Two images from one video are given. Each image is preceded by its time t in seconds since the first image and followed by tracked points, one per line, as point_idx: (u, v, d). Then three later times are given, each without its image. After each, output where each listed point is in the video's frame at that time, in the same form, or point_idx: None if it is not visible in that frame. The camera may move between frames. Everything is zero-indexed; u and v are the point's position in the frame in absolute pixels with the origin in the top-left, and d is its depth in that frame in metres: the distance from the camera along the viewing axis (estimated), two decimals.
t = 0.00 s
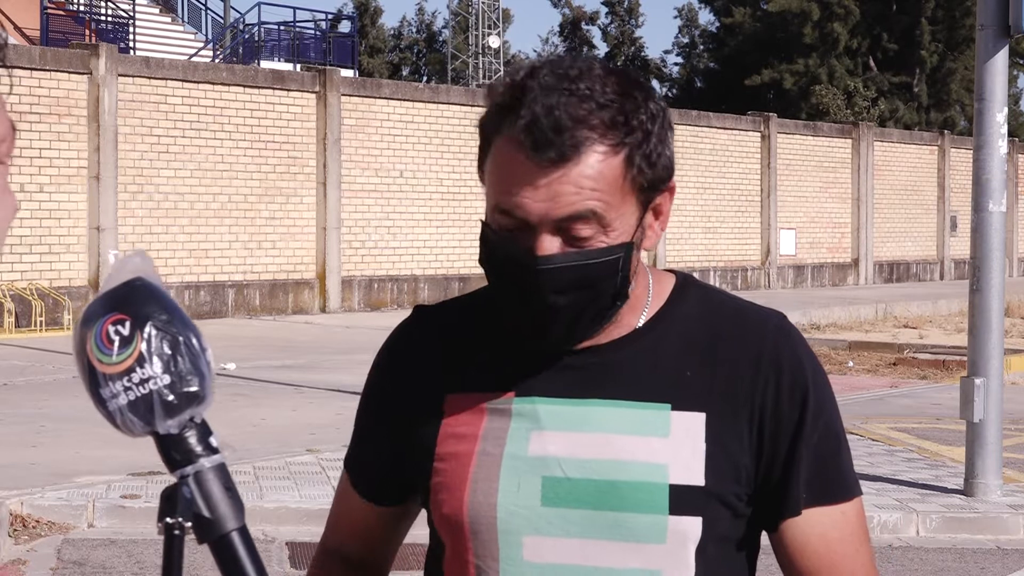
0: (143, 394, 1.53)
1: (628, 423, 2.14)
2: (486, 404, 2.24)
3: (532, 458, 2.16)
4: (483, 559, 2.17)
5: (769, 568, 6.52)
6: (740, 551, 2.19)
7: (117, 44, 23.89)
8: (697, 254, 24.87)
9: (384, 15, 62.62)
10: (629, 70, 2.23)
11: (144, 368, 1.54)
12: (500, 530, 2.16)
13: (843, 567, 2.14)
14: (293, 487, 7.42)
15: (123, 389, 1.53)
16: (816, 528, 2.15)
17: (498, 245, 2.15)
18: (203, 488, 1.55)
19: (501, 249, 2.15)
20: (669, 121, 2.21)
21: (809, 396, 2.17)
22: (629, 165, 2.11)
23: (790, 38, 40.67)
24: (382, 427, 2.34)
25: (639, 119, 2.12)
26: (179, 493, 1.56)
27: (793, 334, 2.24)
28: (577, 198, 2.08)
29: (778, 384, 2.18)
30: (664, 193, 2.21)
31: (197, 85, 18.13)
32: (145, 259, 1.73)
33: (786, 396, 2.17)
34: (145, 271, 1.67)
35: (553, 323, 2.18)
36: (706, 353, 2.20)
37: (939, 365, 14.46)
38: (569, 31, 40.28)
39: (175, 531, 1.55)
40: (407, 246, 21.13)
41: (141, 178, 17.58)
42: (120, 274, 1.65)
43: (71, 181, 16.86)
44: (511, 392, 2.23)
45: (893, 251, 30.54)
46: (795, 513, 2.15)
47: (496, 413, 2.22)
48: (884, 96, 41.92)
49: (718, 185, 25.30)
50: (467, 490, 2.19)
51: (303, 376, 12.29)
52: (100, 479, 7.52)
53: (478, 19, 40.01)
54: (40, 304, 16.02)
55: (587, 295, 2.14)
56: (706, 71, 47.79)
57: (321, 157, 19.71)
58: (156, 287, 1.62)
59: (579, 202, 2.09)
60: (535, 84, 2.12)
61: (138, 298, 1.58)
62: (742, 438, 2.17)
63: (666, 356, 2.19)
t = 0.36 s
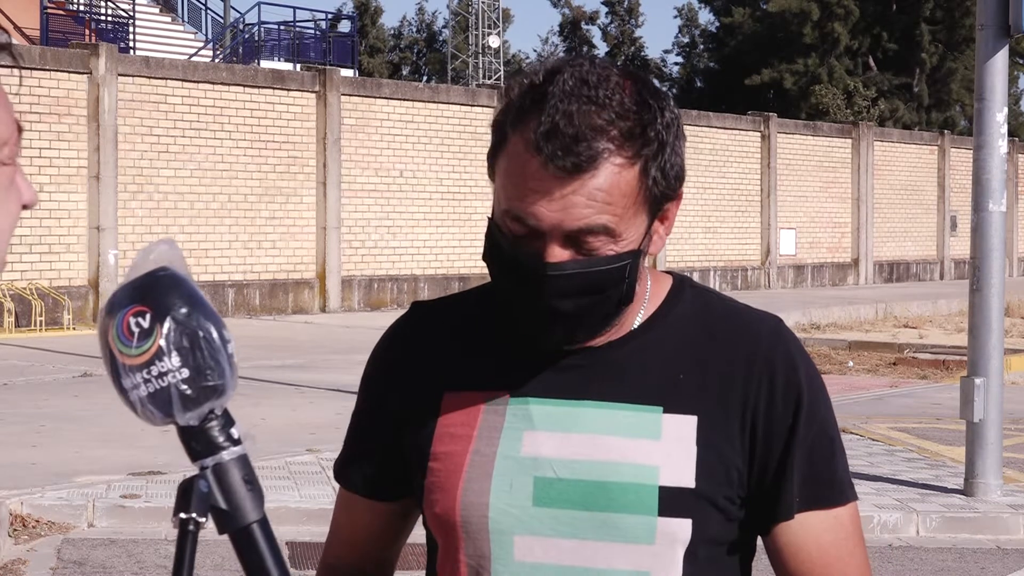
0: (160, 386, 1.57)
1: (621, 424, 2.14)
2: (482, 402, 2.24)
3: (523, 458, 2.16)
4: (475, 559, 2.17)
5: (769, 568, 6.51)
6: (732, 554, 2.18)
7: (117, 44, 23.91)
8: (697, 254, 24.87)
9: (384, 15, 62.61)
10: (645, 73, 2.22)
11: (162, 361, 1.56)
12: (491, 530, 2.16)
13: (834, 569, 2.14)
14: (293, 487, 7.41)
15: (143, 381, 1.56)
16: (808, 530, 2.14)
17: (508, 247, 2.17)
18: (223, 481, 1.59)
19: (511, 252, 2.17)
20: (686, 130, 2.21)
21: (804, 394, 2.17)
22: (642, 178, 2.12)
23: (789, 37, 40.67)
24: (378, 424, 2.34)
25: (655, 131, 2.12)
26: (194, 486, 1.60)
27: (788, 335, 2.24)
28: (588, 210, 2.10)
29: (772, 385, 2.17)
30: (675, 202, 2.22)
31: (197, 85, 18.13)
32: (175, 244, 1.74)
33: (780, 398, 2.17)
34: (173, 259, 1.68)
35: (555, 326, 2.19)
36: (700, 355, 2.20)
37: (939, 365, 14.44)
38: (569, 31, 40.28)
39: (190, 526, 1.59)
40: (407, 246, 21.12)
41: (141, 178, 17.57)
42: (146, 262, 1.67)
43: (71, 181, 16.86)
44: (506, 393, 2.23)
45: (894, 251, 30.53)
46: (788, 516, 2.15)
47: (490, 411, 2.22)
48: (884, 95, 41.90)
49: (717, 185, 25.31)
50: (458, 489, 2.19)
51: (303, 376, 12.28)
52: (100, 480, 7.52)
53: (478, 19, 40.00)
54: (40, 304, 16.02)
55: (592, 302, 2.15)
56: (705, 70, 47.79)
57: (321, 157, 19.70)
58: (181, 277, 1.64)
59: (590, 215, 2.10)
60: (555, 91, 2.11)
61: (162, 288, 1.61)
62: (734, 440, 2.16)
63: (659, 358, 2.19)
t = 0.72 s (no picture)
0: (178, 369, 1.67)
1: (640, 425, 2.19)
2: (498, 403, 2.27)
3: (544, 459, 2.20)
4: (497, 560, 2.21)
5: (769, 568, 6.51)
6: (748, 554, 2.24)
7: (117, 44, 23.93)
8: (697, 253, 24.88)
9: (384, 15, 62.61)
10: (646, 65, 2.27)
11: (179, 345, 1.67)
12: (512, 533, 2.19)
13: (849, 567, 2.20)
14: (293, 487, 7.41)
15: (160, 366, 1.68)
16: (824, 528, 2.20)
17: (508, 235, 2.17)
18: (241, 465, 1.69)
19: (510, 237, 2.17)
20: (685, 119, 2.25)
21: (820, 396, 2.23)
22: (640, 153, 2.14)
23: (790, 37, 40.66)
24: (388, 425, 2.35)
25: (651, 110, 2.16)
26: (213, 472, 1.70)
27: (802, 336, 2.29)
28: (585, 184, 2.10)
29: (789, 387, 2.23)
30: (676, 188, 2.23)
31: (197, 85, 18.13)
32: (197, 227, 1.84)
33: (797, 398, 2.22)
34: (194, 241, 1.79)
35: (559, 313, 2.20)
36: (716, 356, 2.25)
37: (939, 365, 14.44)
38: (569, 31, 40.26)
39: (208, 513, 1.68)
40: (407, 246, 21.13)
41: (141, 178, 17.57)
42: (165, 243, 1.77)
43: (71, 181, 16.86)
44: (523, 393, 2.26)
45: (893, 251, 30.52)
46: (803, 516, 2.21)
47: (508, 412, 2.25)
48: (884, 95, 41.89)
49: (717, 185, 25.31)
50: (477, 491, 2.23)
51: (303, 376, 12.29)
52: (100, 480, 7.53)
53: (478, 19, 39.99)
54: (40, 304, 16.02)
55: (591, 284, 2.15)
56: (705, 70, 47.78)
57: (321, 157, 19.70)
58: (201, 260, 1.74)
59: (587, 186, 2.10)
60: (550, 72, 2.16)
61: (182, 271, 1.71)
62: (751, 442, 2.22)
63: (677, 361, 2.24)
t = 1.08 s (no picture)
0: (173, 369, 1.68)
1: (662, 421, 2.23)
2: (518, 400, 2.33)
3: (565, 455, 2.25)
4: (515, 555, 2.25)
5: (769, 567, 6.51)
6: (764, 552, 2.28)
7: (117, 45, 23.93)
8: (697, 253, 24.89)
9: (384, 16, 62.68)
10: (642, 52, 2.39)
11: (173, 344, 1.68)
12: (532, 529, 2.24)
13: (864, 565, 2.26)
14: (293, 487, 7.41)
15: (154, 365, 1.68)
16: (840, 527, 2.25)
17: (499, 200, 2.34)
18: (238, 466, 1.69)
19: (500, 204, 2.34)
20: (676, 99, 2.35)
21: (838, 397, 2.27)
22: (615, 120, 2.26)
23: (789, 37, 40.65)
24: (404, 420, 2.41)
25: (630, 81, 2.29)
26: (209, 474, 1.69)
27: (821, 337, 2.34)
28: (556, 144, 2.24)
29: (807, 387, 2.28)
30: (661, 163, 2.33)
31: (197, 85, 18.13)
32: (189, 230, 1.86)
33: (816, 396, 2.27)
34: (184, 241, 1.80)
35: (541, 281, 2.35)
36: (735, 355, 2.31)
37: (939, 365, 14.44)
38: (569, 30, 40.23)
39: (206, 512, 1.68)
40: (406, 246, 21.13)
41: (141, 178, 17.56)
42: (156, 243, 1.79)
43: (71, 181, 16.86)
44: (543, 390, 2.32)
45: (893, 251, 30.52)
46: (819, 514, 2.25)
47: (527, 408, 2.31)
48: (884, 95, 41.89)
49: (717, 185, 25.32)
50: (496, 489, 2.27)
51: (303, 376, 12.29)
52: (100, 480, 7.52)
53: (478, 19, 39.98)
54: (39, 304, 16.01)
55: (564, 244, 2.29)
56: (705, 70, 47.77)
57: (321, 157, 19.71)
58: (192, 259, 1.76)
59: (558, 148, 2.24)
60: (537, 48, 2.33)
61: (174, 269, 1.74)
62: (770, 442, 2.26)
63: (695, 359, 2.29)
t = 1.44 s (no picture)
0: (153, 357, 1.66)
1: (665, 423, 2.24)
2: (520, 399, 2.34)
3: (567, 455, 2.25)
4: (516, 555, 2.25)
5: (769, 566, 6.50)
6: (767, 555, 2.28)
7: (117, 44, 23.91)
8: (697, 253, 24.89)
9: (384, 16, 62.71)
10: (637, 49, 2.42)
11: (153, 332, 1.66)
12: (533, 529, 2.24)
13: (867, 567, 2.26)
14: (293, 487, 7.41)
15: (133, 354, 1.66)
16: (843, 530, 2.26)
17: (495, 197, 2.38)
18: (223, 453, 1.68)
19: (496, 201, 2.38)
20: (665, 91, 2.36)
21: (843, 397, 2.28)
22: (600, 116, 2.29)
23: (790, 37, 40.64)
24: (408, 419, 2.43)
25: (618, 76, 2.32)
26: (196, 460, 1.67)
27: (826, 337, 2.35)
28: (542, 140, 2.28)
29: (811, 384, 2.29)
30: (650, 156, 2.35)
31: (197, 85, 18.13)
32: (158, 215, 1.83)
33: (820, 397, 2.28)
34: (155, 228, 1.78)
35: (543, 277, 2.38)
36: (739, 356, 2.31)
37: (939, 365, 14.43)
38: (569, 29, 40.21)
39: (195, 499, 1.66)
40: (406, 246, 21.13)
41: (141, 177, 17.56)
42: (126, 233, 1.76)
43: (71, 181, 16.85)
44: (545, 390, 2.33)
45: (894, 251, 30.50)
46: (824, 517, 2.25)
47: (529, 408, 2.32)
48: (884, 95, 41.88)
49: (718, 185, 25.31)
50: (498, 488, 2.28)
51: (304, 376, 12.27)
52: (100, 480, 7.52)
53: (478, 19, 39.97)
54: (40, 304, 16.00)
55: (552, 242, 2.33)
56: (706, 70, 47.78)
57: (321, 157, 19.71)
58: (164, 244, 1.74)
59: (543, 143, 2.28)
60: (531, 46, 2.36)
61: (149, 257, 1.71)
62: (774, 442, 2.26)
63: (698, 359, 2.30)
